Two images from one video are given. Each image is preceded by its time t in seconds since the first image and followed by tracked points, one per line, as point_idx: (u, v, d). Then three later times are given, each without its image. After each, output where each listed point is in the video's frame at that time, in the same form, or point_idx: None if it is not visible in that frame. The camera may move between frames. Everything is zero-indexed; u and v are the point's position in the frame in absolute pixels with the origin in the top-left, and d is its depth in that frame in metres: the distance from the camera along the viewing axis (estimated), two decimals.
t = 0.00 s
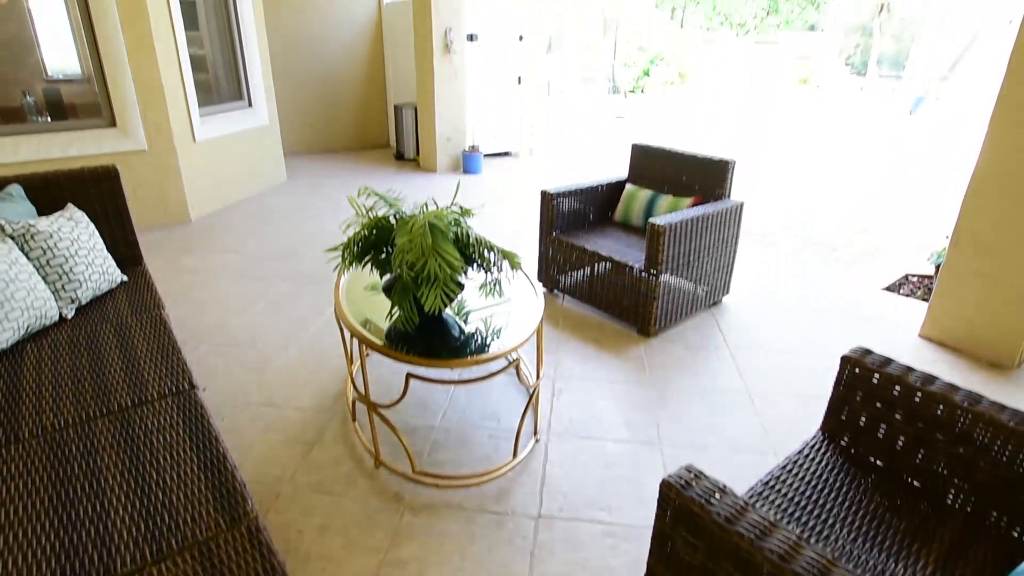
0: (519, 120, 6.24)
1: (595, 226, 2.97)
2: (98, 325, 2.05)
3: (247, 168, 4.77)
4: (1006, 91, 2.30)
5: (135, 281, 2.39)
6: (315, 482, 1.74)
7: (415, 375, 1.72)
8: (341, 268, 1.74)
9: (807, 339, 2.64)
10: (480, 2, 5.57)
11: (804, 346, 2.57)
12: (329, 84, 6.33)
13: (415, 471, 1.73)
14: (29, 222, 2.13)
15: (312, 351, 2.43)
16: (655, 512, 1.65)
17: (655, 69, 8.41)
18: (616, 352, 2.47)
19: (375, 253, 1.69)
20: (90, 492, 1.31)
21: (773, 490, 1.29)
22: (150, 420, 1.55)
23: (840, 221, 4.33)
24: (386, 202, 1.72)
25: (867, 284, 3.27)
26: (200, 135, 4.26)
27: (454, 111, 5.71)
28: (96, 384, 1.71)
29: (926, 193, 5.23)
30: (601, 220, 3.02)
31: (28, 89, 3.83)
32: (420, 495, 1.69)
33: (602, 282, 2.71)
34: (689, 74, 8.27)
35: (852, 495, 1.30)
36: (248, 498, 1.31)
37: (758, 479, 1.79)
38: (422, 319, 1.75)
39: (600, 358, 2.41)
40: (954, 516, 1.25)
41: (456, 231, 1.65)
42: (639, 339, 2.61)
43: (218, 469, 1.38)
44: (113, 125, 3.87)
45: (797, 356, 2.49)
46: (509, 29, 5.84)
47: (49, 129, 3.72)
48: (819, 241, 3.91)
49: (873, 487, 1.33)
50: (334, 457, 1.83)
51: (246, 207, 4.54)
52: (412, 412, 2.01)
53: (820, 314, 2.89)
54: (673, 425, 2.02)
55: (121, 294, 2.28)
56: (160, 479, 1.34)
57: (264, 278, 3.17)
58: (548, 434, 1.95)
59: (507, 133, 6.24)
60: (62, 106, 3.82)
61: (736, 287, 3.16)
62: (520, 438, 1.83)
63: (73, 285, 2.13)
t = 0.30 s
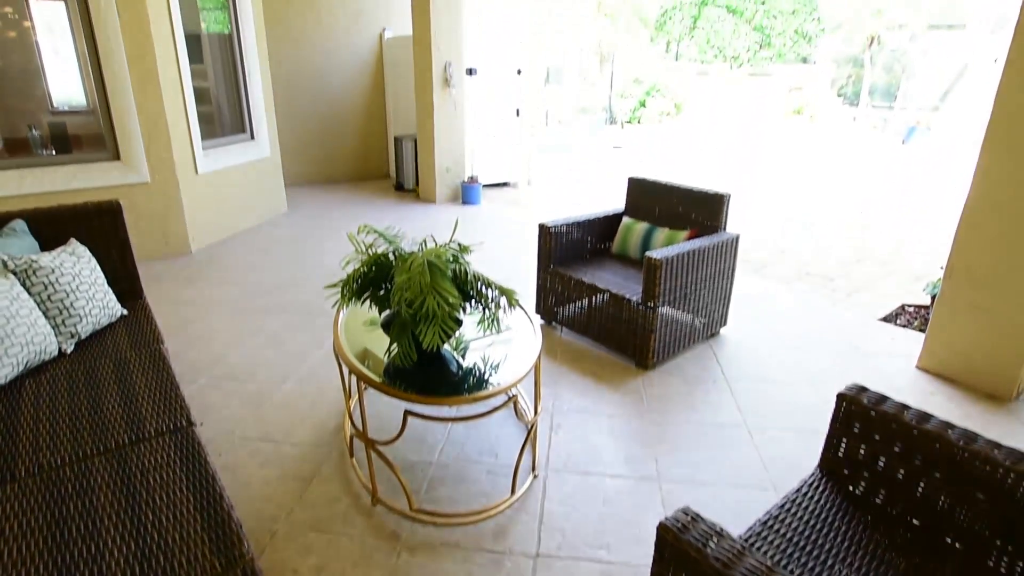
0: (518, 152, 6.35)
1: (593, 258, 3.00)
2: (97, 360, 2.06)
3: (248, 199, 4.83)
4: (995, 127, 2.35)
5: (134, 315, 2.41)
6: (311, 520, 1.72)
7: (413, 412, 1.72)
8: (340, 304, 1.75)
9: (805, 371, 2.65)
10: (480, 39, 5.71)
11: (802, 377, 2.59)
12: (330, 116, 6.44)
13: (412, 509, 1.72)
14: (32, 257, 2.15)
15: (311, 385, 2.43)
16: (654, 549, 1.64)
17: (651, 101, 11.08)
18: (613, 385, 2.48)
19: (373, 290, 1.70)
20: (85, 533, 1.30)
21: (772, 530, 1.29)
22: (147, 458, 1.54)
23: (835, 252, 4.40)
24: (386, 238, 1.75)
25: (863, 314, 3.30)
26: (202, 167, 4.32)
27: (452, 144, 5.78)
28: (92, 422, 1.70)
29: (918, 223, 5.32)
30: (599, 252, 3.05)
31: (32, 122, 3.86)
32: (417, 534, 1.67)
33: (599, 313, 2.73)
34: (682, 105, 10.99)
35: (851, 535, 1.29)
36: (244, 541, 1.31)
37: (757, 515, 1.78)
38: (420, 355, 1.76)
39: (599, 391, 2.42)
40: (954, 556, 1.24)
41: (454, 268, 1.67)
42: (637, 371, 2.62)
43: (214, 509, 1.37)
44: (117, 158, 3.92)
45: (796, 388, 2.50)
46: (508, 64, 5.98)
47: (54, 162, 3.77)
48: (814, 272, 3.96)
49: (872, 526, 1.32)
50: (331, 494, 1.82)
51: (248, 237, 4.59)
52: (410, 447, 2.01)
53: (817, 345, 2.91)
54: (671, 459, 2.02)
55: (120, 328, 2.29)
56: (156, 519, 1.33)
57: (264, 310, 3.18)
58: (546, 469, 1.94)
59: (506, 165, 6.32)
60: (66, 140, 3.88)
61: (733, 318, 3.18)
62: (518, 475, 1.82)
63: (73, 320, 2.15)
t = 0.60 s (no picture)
0: (515, 183, 6.43)
1: (590, 292, 3.02)
2: (94, 396, 2.05)
3: (247, 231, 4.87)
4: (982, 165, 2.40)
5: (132, 349, 2.41)
6: (306, 560, 1.70)
7: (410, 450, 1.71)
8: (337, 341, 1.76)
9: (803, 404, 2.65)
10: (479, 74, 5.83)
11: (800, 411, 2.58)
12: (330, 148, 6.53)
13: (407, 548, 1.71)
14: (32, 293, 2.16)
15: (307, 420, 2.42)
16: None
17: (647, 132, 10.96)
18: (612, 419, 2.47)
19: (370, 327, 1.71)
20: None
21: (769, 571, 1.28)
22: (141, 498, 1.53)
23: (832, 283, 4.44)
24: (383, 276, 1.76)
25: (860, 346, 3.31)
26: (203, 200, 4.36)
27: (450, 176, 5.84)
28: (88, 460, 1.70)
29: (912, 253, 5.37)
30: (596, 285, 3.07)
31: (37, 156, 3.88)
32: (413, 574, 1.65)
33: (596, 347, 2.73)
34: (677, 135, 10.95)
35: None
36: None
37: (757, 554, 1.77)
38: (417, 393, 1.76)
39: (597, 426, 2.41)
40: None
41: (452, 306, 1.68)
42: (635, 406, 2.61)
43: (208, 553, 1.36)
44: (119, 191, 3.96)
45: (794, 422, 2.50)
46: (506, 98, 6.09)
47: (57, 196, 3.81)
48: (811, 303, 3.98)
49: (871, 568, 1.31)
50: (326, 533, 1.81)
51: (247, 269, 4.61)
52: (406, 485, 2.00)
53: (815, 377, 2.91)
54: (670, 496, 2.01)
55: (118, 362, 2.30)
56: (148, 562, 1.32)
57: (262, 343, 3.19)
58: (543, 507, 1.93)
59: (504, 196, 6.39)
60: (69, 173, 3.92)
61: (730, 350, 3.19)
62: (515, 513, 1.81)
63: (71, 355, 2.15)
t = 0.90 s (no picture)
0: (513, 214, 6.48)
1: (587, 324, 3.03)
2: (88, 433, 2.04)
3: (246, 262, 4.89)
4: (972, 200, 2.43)
5: (128, 384, 2.40)
6: None
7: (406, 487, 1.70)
8: (334, 379, 1.76)
9: (801, 437, 2.64)
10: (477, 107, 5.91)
11: (799, 445, 2.57)
12: (330, 180, 6.60)
13: None
14: (29, 328, 2.16)
15: (303, 456, 2.41)
16: None
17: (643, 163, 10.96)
18: (609, 454, 2.46)
19: (366, 364, 1.71)
20: None
21: None
22: (134, 539, 1.52)
23: (828, 313, 4.45)
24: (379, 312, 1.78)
25: (857, 377, 3.31)
26: (203, 232, 4.40)
27: (448, 207, 5.90)
28: (81, 499, 1.68)
29: (907, 283, 5.40)
30: (593, 318, 3.09)
31: (41, 190, 3.92)
32: None
33: (594, 380, 2.73)
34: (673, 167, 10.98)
35: None
36: None
37: None
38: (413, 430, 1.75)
39: (594, 462, 2.40)
40: None
41: (449, 344, 1.69)
42: (633, 440, 2.60)
43: None
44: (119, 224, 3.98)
45: (793, 456, 2.49)
46: (505, 130, 6.17)
47: (58, 229, 3.83)
48: (808, 335, 3.99)
49: None
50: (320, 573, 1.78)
51: (244, 300, 4.62)
52: (402, 523, 1.98)
53: (813, 410, 2.91)
54: (668, 533, 1.99)
55: (113, 398, 2.29)
56: None
57: (258, 376, 3.18)
58: (540, 545, 1.91)
59: (502, 227, 6.44)
60: (70, 206, 3.95)
61: (727, 382, 3.20)
62: (511, 552, 1.79)
63: (67, 391, 2.14)
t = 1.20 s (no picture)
0: (510, 243, 6.54)
1: (583, 356, 3.03)
2: (81, 468, 2.03)
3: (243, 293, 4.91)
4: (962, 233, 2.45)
5: (122, 418, 2.39)
6: None
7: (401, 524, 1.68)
8: (330, 415, 1.76)
9: (799, 471, 2.62)
10: (475, 139, 6.01)
11: (797, 478, 2.56)
12: (329, 210, 6.67)
13: None
14: (25, 362, 2.15)
15: (297, 491, 2.39)
16: None
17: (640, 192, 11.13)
18: (606, 489, 2.44)
19: (362, 401, 1.71)
20: None
21: None
22: None
23: (824, 343, 4.46)
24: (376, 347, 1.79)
25: (854, 409, 3.30)
26: (201, 263, 4.42)
27: (446, 237, 5.92)
28: (72, 537, 1.67)
29: (901, 312, 5.42)
30: (589, 349, 3.09)
31: (41, 221, 3.89)
32: None
33: (590, 413, 2.72)
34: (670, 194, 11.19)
35: None
36: None
37: None
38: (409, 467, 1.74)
39: (591, 496, 2.38)
40: None
41: (444, 379, 1.69)
42: (630, 474, 2.58)
43: None
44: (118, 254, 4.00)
45: (792, 490, 2.47)
46: (502, 162, 6.26)
47: (58, 260, 3.84)
48: (805, 365, 3.99)
49: None
50: None
51: (241, 331, 4.62)
52: (396, 561, 1.95)
53: (811, 442, 2.90)
54: (666, 571, 1.96)
55: (107, 432, 2.28)
56: None
57: (254, 408, 3.16)
58: None
59: (499, 256, 6.48)
60: (70, 235, 3.94)
61: (724, 413, 3.19)
62: None
63: (61, 426, 2.13)
